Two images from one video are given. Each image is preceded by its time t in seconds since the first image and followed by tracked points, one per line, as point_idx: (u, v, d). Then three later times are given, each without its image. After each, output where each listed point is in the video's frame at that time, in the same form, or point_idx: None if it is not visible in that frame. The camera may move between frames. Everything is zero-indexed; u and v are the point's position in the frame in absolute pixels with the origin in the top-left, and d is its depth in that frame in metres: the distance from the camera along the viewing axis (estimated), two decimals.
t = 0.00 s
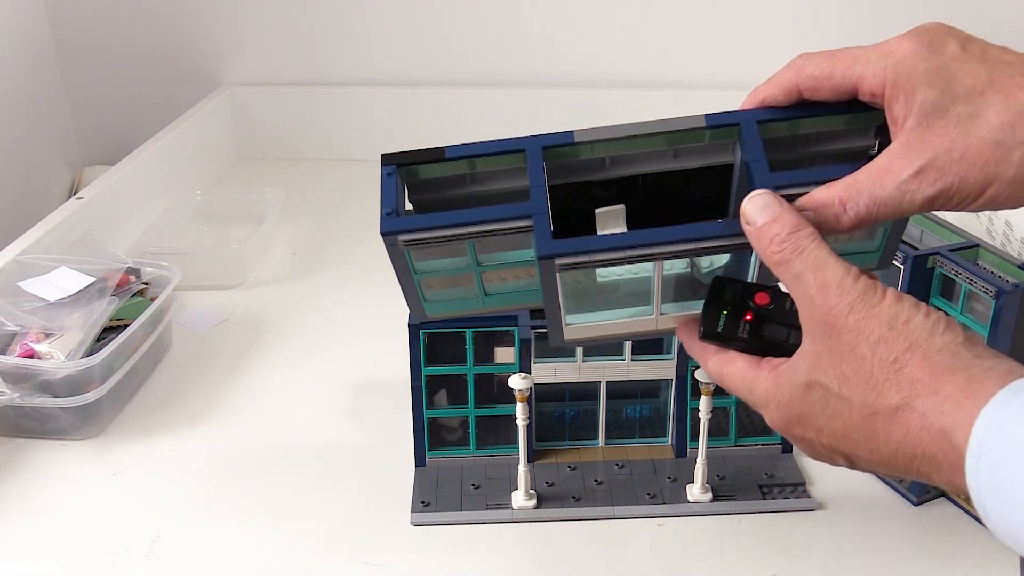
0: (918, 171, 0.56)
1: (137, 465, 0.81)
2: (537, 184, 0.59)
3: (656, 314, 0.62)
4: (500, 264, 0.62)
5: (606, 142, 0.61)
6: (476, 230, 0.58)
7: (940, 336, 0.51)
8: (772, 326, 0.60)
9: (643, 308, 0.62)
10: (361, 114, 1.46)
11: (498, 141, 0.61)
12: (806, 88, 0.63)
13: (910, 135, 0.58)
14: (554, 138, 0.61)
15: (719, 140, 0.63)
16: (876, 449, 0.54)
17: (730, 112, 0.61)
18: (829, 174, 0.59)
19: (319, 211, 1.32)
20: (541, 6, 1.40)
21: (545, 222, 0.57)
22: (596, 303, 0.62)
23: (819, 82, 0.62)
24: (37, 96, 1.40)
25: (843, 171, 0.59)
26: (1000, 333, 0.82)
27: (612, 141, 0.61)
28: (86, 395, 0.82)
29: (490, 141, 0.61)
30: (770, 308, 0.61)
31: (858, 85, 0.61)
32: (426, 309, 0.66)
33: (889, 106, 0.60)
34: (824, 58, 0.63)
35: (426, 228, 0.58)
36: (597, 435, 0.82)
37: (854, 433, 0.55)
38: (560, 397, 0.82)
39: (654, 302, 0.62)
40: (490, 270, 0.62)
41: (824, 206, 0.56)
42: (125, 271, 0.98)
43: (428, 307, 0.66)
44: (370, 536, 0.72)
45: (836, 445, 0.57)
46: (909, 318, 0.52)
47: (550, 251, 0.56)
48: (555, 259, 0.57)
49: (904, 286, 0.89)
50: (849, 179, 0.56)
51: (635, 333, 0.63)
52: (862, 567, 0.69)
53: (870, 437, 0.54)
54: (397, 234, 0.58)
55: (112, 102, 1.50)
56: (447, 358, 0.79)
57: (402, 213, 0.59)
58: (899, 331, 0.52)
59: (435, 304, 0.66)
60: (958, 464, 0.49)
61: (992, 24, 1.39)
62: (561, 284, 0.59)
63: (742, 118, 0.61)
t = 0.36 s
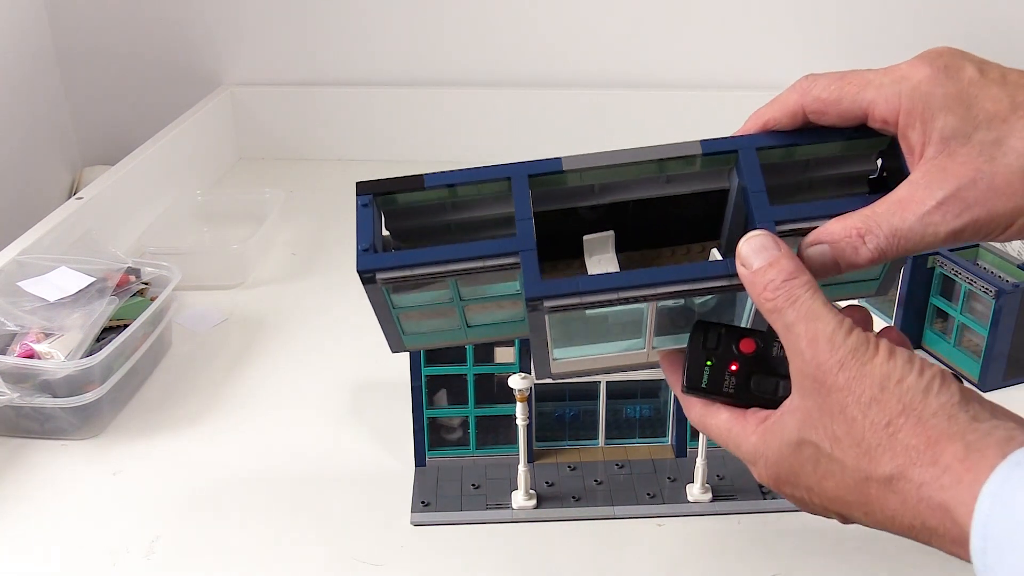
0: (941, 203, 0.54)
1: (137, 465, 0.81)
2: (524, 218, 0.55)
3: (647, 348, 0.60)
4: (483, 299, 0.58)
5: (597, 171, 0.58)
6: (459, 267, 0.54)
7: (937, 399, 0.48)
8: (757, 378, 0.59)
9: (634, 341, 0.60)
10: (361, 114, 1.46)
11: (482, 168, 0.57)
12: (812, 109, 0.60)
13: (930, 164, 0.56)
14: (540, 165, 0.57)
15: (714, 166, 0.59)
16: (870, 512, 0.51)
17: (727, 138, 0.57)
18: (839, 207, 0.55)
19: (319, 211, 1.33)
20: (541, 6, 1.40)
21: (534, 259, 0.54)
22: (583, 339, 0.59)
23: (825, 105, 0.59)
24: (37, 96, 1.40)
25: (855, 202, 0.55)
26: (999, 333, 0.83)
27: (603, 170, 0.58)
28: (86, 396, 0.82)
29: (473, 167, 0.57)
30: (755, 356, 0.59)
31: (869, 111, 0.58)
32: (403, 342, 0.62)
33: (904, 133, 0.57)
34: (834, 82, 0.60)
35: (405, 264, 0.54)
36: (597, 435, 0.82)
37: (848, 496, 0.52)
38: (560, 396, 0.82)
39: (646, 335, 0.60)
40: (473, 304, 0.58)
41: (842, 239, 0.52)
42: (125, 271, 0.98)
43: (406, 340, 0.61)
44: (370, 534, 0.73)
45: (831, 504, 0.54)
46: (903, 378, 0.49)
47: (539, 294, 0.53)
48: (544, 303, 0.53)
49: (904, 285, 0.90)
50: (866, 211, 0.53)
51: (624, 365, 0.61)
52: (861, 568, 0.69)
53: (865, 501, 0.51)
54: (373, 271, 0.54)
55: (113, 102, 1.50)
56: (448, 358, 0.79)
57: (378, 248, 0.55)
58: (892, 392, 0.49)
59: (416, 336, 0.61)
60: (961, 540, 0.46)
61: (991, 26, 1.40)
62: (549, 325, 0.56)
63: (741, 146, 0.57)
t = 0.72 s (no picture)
0: (976, 208, 0.52)
1: (137, 465, 0.81)
2: (507, 234, 0.53)
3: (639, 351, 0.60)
4: (466, 309, 0.57)
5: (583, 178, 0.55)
6: (439, 287, 0.53)
7: (935, 449, 0.48)
8: (754, 399, 0.58)
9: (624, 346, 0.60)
10: (361, 114, 1.46)
11: (461, 178, 0.55)
12: (825, 105, 0.59)
13: (963, 166, 0.54)
14: (522, 173, 0.55)
15: (707, 170, 0.57)
16: (866, 549, 0.52)
17: (721, 141, 0.55)
18: (850, 218, 0.53)
19: (318, 211, 1.33)
20: (541, 6, 1.40)
21: (518, 281, 0.52)
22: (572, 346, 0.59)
23: (839, 101, 0.58)
24: (37, 96, 1.40)
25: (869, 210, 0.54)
26: (1000, 333, 0.83)
27: (589, 176, 0.55)
28: (86, 396, 0.82)
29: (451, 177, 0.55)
30: (752, 374, 0.59)
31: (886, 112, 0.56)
32: (387, 340, 0.62)
33: (929, 134, 0.55)
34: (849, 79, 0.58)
35: (384, 287, 0.53)
36: (597, 435, 0.82)
37: (846, 533, 0.53)
38: (560, 396, 0.82)
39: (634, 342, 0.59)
40: (456, 312, 0.58)
41: (871, 248, 0.51)
42: (125, 271, 0.98)
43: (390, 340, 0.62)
44: (370, 534, 0.73)
45: (827, 534, 0.55)
46: (901, 427, 0.48)
47: (523, 318, 0.52)
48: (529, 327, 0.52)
49: (903, 288, 0.89)
50: (899, 219, 0.52)
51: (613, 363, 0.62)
52: (861, 568, 0.68)
53: (862, 540, 0.52)
54: (351, 295, 0.53)
55: (113, 102, 1.50)
56: (448, 358, 0.79)
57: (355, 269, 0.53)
58: (890, 441, 0.48)
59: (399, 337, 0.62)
60: None
61: (991, 25, 1.40)
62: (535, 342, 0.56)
63: (734, 150, 0.55)
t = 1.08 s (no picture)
0: (989, 222, 0.53)
1: (137, 465, 0.81)
2: (504, 265, 0.53)
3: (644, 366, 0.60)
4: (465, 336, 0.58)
5: (580, 202, 0.55)
6: (437, 322, 0.54)
7: (939, 481, 0.48)
8: (760, 419, 0.58)
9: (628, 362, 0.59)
10: (361, 114, 1.46)
11: (455, 210, 0.55)
12: (834, 109, 0.61)
13: (975, 179, 0.55)
14: (517, 202, 0.54)
15: (705, 186, 0.56)
16: None
17: (715, 160, 0.55)
18: (855, 235, 0.54)
19: (318, 210, 1.33)
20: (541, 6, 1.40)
21: (516, 313, 0.53)
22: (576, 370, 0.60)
23: (847, 106, 0.60)
24: (37, 96, 1.40)
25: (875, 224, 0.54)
26: (1000, 333, 0.83)
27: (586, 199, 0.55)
28: (86, 396, 0.82)
29: (444, 209, 0.55)
30: (757, 394, 0.59)
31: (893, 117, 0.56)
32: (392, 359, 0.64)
33: (940, 143, 0.57)
34: (859, 85, 0.59)
35: (383, 324, 0.53)
36: (597, 435, 0.82)
37: (849, 560, 0.54)
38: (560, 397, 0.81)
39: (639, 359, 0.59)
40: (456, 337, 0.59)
41: (881, 264, 0.52)
42: (125, 271, 0.98)
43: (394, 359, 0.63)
44: (370, 533, 0.73)
45: (831, 559, 0.56)
46: (905, 459, 0.49)
47: (523, 351, 0.52)
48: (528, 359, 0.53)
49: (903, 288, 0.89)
50: (908, 232, 0.52)
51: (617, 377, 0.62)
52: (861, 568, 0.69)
53: (864, 567, 0.53)
54: (352, 333, 0.54)
55: (112, 102, 1.50)
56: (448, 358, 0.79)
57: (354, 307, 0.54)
58: (894, 473, 0.49)
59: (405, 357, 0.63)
60: None
61: (991, 25, 1.40)
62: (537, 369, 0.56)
63: (729, 167, 0.55)
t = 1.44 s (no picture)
0: (988, 228, 0.53)
1: (137, 465, 0.81)
2: (501, 275, 0.53)
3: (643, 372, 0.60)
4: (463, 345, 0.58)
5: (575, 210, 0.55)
6: (435, 333, 0.54)
7: (937, 493, 0.49)
8: (759, 425, 0.58)
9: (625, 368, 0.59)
10: (361, 114, 1.46)
11: (451, 219, 0.55)
12: (835, 114, 0.61)
13: (972, 184, 0.56)
14: (514, 211, 0.54)
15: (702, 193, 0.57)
16: None
17: (715, 165, 0.55)
18: (853, 242, 0.54)
19: (318, 210, 1.33)
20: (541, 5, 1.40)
21: (514, 324, 0.53)
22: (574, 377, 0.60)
23: (848, 110, 0.60)
24: (37, 95, 1.40)
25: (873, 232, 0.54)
26: (1000, 333, 0.83)
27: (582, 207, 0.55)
28: (86, 395, 0.82)
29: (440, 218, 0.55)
30: (757, 399, 0.58)
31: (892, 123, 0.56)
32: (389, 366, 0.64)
33: (939, 149, 0.57)
34: (860, 91, 0.60)
35: (380, 336, 0.54)
36: (597, 435, 0.82)
37: (846, 567, 0.54)
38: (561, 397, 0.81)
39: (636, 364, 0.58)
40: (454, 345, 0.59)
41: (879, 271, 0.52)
42: (125, 271, 0.98)
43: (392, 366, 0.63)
44: (370, 533, 0.73)
45: (830, 566, 0.57)
46: (903, 470, 0.49)
47: (522, 361, 0.52)
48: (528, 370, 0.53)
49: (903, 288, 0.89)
50: (906, 237, 0.52)
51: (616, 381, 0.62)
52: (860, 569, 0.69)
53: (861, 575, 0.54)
54: (349, 344, 0.54)
55: (112, 102, 1.50)
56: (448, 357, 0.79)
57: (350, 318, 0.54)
58: (891, 484, 0.49)
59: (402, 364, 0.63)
60: None
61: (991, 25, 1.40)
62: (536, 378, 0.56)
63: (728, 173, 0.55)
